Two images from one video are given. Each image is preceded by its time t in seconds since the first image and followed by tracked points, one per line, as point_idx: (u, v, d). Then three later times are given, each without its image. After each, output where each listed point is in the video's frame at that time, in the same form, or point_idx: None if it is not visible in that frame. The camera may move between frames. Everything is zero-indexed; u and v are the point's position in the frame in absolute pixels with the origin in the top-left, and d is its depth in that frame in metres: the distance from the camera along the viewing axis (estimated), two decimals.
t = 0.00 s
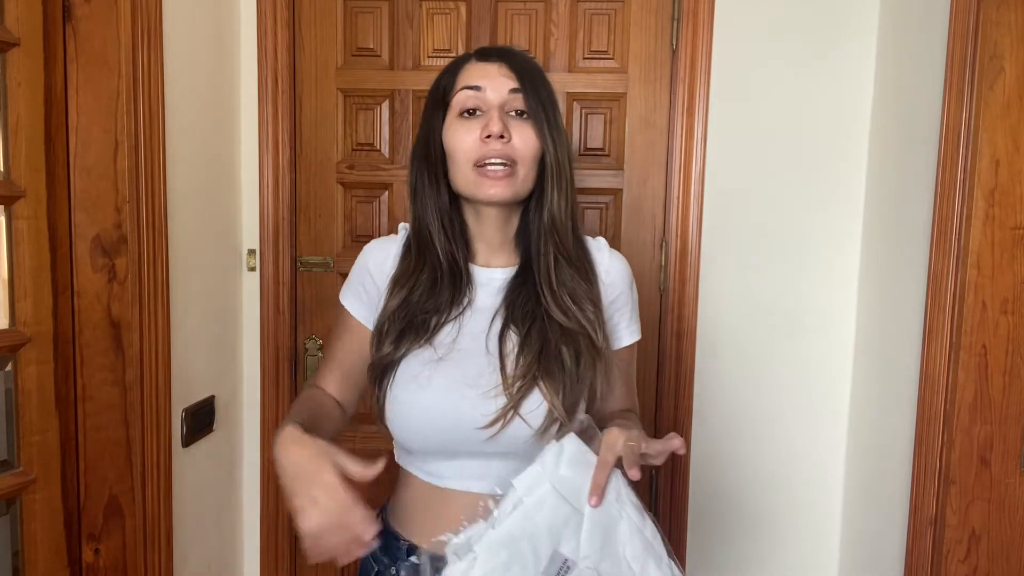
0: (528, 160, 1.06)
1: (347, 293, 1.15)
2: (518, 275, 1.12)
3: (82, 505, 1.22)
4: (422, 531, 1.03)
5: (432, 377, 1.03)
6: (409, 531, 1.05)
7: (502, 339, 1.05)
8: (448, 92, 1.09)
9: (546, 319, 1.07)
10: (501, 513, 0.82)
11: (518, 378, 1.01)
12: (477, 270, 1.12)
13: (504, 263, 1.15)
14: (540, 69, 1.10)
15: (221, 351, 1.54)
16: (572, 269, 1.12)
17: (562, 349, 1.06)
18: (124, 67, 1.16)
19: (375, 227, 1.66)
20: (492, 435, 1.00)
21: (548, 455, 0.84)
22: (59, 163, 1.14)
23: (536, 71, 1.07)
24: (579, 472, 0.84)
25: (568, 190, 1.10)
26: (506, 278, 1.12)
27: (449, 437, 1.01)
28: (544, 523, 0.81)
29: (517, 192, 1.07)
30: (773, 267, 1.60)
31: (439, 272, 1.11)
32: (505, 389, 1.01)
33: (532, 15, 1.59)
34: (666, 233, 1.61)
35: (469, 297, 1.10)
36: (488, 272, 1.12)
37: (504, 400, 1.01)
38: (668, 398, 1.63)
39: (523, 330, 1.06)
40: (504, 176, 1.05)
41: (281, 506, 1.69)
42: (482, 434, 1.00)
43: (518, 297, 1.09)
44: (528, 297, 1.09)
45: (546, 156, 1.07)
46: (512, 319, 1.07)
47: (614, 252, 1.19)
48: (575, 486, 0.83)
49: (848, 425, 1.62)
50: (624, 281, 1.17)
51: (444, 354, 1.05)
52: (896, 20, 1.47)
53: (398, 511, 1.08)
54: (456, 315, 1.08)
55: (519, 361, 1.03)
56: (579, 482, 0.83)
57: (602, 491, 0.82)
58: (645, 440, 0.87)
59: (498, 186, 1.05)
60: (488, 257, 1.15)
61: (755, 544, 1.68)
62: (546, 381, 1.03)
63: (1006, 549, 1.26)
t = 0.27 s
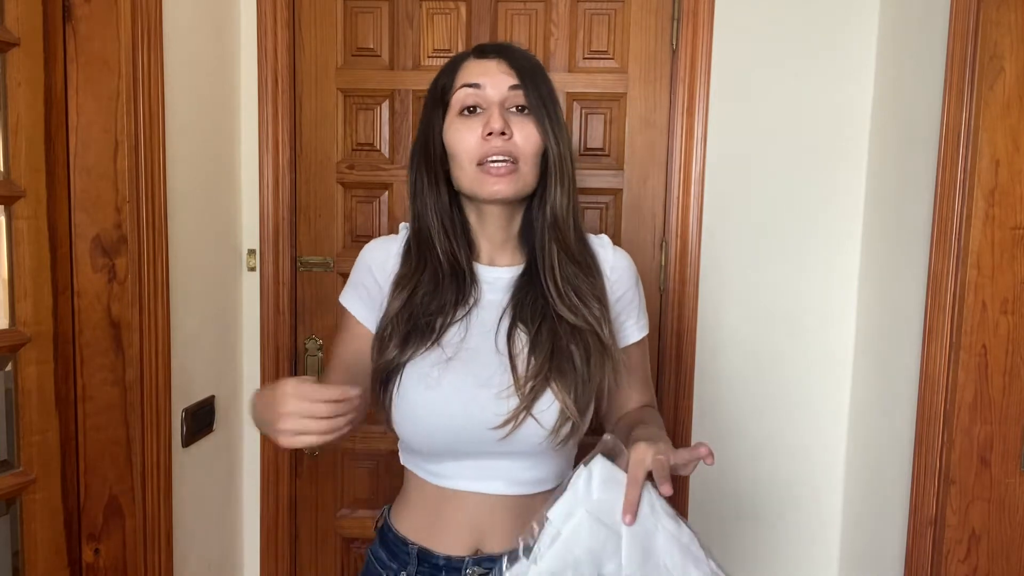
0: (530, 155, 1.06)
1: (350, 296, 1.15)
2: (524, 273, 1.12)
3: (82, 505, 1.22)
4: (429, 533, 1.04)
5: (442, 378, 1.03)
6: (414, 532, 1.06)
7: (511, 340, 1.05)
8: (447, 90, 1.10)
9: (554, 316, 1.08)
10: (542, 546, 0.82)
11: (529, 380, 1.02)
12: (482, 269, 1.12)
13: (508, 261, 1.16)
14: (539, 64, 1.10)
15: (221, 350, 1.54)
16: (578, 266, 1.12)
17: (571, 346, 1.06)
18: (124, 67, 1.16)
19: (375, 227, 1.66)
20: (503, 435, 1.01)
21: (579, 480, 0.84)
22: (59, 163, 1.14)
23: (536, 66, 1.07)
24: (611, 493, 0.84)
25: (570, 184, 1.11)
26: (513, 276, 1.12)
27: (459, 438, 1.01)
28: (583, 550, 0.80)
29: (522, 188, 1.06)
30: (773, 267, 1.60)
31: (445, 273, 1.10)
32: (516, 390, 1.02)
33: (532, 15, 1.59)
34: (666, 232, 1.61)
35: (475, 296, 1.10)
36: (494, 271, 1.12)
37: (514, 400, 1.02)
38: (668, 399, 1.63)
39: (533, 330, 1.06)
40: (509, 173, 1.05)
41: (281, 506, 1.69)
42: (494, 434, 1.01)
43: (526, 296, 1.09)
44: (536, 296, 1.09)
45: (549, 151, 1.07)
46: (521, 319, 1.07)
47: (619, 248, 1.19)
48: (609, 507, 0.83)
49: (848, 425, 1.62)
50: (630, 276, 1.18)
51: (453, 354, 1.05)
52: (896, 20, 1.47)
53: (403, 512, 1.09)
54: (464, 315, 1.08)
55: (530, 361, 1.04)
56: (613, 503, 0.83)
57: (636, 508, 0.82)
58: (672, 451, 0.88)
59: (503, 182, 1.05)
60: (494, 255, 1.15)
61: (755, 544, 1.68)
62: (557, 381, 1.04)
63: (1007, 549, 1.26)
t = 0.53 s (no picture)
0: (533, 155, 1.06)
1: (357, 303, 1.13)
2: (533, 275, 1.12)
3: (82, 505, 1.22)
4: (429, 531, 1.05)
5: (456, 383, 1.03)
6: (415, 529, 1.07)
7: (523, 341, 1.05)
8: (442, 98, 1.10)
9: (562, 314, 1.07)
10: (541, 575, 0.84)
11: (540, 380, 1.02)
12: (490, 271, 1.12)
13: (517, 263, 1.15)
14: (533, 63, 1.10)
15: (221, 350, 1.54)
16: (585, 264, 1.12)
17: (580, 343, 1.06)
18: (124, 66, 1.16)
19: (375, 227, 1.66)
20: (518, 437, 1.01)
21: (578, 508, 0.85)
22: (59, 163, 1.14)
23: (530, 67, 1.07)
24: (611, 522, 0.85)
25: (570, 181, 1.10)
26: (523, 280, 1.12)
27: (475, 442, 1.02)
28: None
29: (527, 187, 1.06)
30: (773, 267, 1.60)
31: (452, 279, 1.10)
32: (529, 391, 1.02)
33: (532, 15, 1.59)
34: (666, 232, 1.61)
35: (485, 300, 1.10)
36: (503, 275, 1.12)
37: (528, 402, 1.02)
38: (668, 399, 1.63)
39: (544, 330, 1.06)
40: (512, 174, 1.05)
41: (281, 506, 1.69)
42: (510, 434, 1.01)
43: (533, 297, 1.09)
44: (544, 296, 1.09)
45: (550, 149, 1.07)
46: (532, 320, 1.06)
47: (625, 245, 1.19)
48: (609, 535, 0.84)
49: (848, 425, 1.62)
50: (638, 272, 1.17)
51: (465, 360, 1.05)
52: (896, 20, 1.47)
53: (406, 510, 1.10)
54: (475, 320, 1.08)
55: (541, 360, 1.04)
56: (614, 531, 0.84)
57: (637, 538, 0.83)
58: (673, 479, 0.87)
59: (508, 183, 1.04)
60: (504, 259, 1.14)
61: (755, 544, 1.68)
62: (568, 379, 1.03)
63: (1006, 549, 1.26)
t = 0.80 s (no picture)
0: (543, 163, 1.06)
1: (358, 302, 1.14)
2: (534, 279, 1.11)
3: (82, 505, 1.22)
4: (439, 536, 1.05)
5: (456, 387, 1.03)
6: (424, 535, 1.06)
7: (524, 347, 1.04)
8: (459, 93, 1.09)
9: (564, 321, 1.07)
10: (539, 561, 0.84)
11: (541, 387, 1.02)
12: (492, 273, 1.11)
13: (519, 264, 1.14)
14: (553, 68, 1.09)
15: (221, 350, 1.54)
16: (589, 272, 1.11)
17: (582, 352, 1.06)
18: (124, 66, 1.16)
19: (375, 227, 1.66)
20: (516, 443, 1.01)
21: (582, 498, 0.86)
22: (59, 164, 1.14)
23: (549, 72, 1.06)
24: (613, 512, 0.85)
25: (581, 189, 1.09)
26: (524, 282, 1.11)
27: (472, 445, 1.02)
28: (581, 567, 0.82)
29: (534, 195, 1.06)
30: (773, 267, 1.60)
31: (453, 276, 1.10)
32: (529, 398, 1.02)
33: (532, 15, 1.59)
34: (666, 232, 1.61)
35: (486, 300, 1.09)
36: (504, 276, 1.11)
37: (528, 408, 1.02)
38: (668, 399, 1.63)
39: (544, 335, 1.06)
40: (520, 179, 1.05)
41: (281, 506, 1.69)
42: (509, 440, 1.01)
43: (536, 301, 1.08)
44: (546, 301, 1.08)
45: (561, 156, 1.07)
46: (533, 325, 1.06)
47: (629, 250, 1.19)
48: (610, 525, 0.85)
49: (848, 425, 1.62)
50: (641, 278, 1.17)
51: (465, 362, 1.05)
52: (896, 20, 1.47)
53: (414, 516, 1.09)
54: (475, 323, 1.08)
55: (542, 366, 1.04)
56: (614, 522, 0.85)
57: (638, 530, 0.83)
58: (677, 475, 0.87)
59: (514, 190, 1.05)
60: (504, 261, 1.14)
61: (755, 544, 1.68)
62: (568, 387, 1.04)
63: (1007, 549, 1.26)
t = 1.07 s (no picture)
0: (545, 165, 1.06)
1: (355, 299, 1.14)
2: (530, 279, 1.11)
3: (82, 505, 1.22)
4: (435, 532, 1.05)
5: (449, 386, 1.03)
6: (422, 530, 1.07)
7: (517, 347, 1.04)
8: (464, 91, 1.09)
9: (558, 321, 1.07)
10: (535, 533, 0.84)
11: (535, 387, 1.02)
12: (488, 272, 1.12)
13: (515, 266, 1.14)
14: (560, 71, 1.09)
15: (221, 350, 1.54)
16: (586, 275, 1.11)
17: (576, 351, 1.06)
18: (124, 66, 1.16)
19: (375, 227, 1.66)
20: (509, 444, 1.01)
21: (582, 475, 0.86)
22: (59, 164, 1.14)
23: (556, 76, 1.06)
24: (611, 492, 0.85)
25: (581, 192, 1.09)
26: (520, 282, 1.12)
27: (466, 444, 1.02)
28: (577, 543, 0.82)
29: (534, 197, 1.06)
30: (773, 267, 1.60)
31: (450, 273, 1.10)
32: (523, 398, 1.02)
33: (532, 15, 1.59)
34: (666, 233, 1.61)
35: (481, 300, 1.10)
36: (500, 276, 1.12)
37: (521, 408, 1.01)
38: (668, 399, 1.63)
39: (538, 335, 1.06)
40: (521, 181, 1.05)
41: (281, 506, 1.69)
42: (502, 441, 1.01)
43: (531, 301, 1.08)
44: (541, 301, 1.08)
45: (564, 160, 1.07)
46: (527, 325, 1.06)
47: (628, 250, 1.18)
48: (608, 505, 0.85)
49: (848, 425, 1.63)
50: (640, 278, 1.17)
51: (460, 361, 1.05)
52: (896, 20, 1.47)
53: (411, 512, 1.10)
54: (471, 322, 1.08)
55: (535, 366, 1.04)
56: (613, 502, 0.85)
57: (635, 512, 0.82)
58: (679, 462, 0.87)
59: (515, 192, 1.04)
60: (502, 261, 1.14)
61: (755, 544, 1.68)
62: (562, 386, 1.03)
63: (1007, 549, 1.26)
